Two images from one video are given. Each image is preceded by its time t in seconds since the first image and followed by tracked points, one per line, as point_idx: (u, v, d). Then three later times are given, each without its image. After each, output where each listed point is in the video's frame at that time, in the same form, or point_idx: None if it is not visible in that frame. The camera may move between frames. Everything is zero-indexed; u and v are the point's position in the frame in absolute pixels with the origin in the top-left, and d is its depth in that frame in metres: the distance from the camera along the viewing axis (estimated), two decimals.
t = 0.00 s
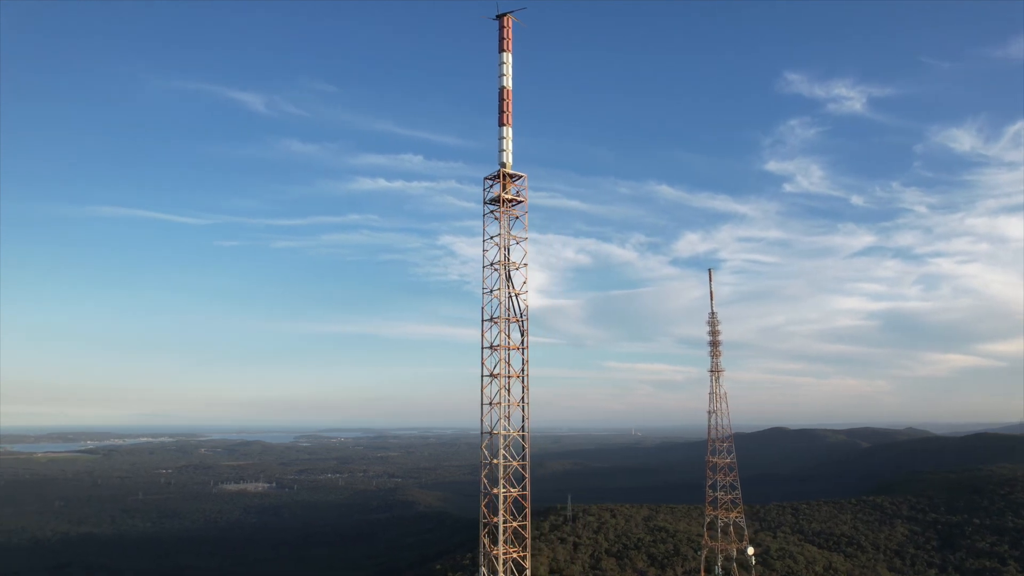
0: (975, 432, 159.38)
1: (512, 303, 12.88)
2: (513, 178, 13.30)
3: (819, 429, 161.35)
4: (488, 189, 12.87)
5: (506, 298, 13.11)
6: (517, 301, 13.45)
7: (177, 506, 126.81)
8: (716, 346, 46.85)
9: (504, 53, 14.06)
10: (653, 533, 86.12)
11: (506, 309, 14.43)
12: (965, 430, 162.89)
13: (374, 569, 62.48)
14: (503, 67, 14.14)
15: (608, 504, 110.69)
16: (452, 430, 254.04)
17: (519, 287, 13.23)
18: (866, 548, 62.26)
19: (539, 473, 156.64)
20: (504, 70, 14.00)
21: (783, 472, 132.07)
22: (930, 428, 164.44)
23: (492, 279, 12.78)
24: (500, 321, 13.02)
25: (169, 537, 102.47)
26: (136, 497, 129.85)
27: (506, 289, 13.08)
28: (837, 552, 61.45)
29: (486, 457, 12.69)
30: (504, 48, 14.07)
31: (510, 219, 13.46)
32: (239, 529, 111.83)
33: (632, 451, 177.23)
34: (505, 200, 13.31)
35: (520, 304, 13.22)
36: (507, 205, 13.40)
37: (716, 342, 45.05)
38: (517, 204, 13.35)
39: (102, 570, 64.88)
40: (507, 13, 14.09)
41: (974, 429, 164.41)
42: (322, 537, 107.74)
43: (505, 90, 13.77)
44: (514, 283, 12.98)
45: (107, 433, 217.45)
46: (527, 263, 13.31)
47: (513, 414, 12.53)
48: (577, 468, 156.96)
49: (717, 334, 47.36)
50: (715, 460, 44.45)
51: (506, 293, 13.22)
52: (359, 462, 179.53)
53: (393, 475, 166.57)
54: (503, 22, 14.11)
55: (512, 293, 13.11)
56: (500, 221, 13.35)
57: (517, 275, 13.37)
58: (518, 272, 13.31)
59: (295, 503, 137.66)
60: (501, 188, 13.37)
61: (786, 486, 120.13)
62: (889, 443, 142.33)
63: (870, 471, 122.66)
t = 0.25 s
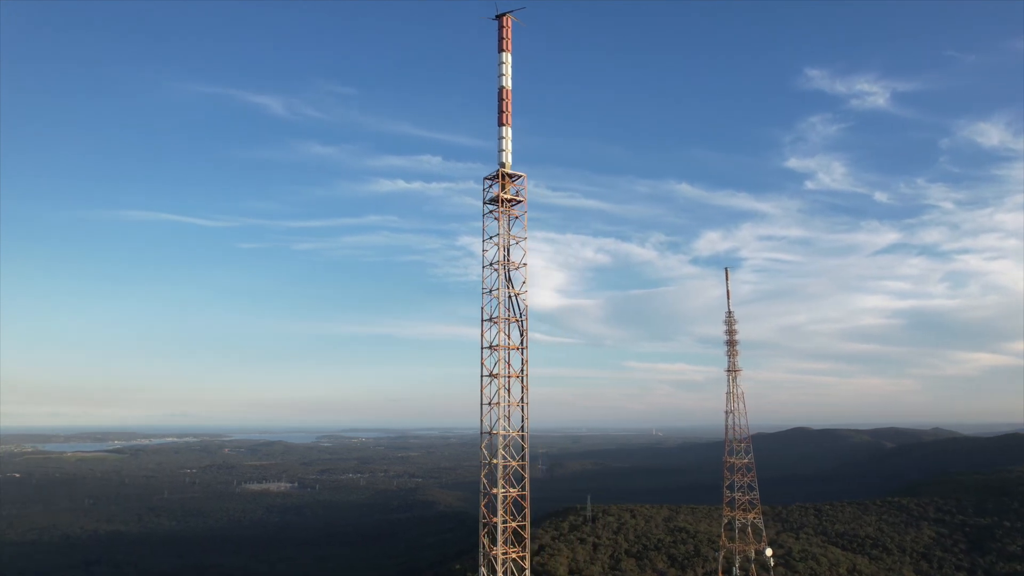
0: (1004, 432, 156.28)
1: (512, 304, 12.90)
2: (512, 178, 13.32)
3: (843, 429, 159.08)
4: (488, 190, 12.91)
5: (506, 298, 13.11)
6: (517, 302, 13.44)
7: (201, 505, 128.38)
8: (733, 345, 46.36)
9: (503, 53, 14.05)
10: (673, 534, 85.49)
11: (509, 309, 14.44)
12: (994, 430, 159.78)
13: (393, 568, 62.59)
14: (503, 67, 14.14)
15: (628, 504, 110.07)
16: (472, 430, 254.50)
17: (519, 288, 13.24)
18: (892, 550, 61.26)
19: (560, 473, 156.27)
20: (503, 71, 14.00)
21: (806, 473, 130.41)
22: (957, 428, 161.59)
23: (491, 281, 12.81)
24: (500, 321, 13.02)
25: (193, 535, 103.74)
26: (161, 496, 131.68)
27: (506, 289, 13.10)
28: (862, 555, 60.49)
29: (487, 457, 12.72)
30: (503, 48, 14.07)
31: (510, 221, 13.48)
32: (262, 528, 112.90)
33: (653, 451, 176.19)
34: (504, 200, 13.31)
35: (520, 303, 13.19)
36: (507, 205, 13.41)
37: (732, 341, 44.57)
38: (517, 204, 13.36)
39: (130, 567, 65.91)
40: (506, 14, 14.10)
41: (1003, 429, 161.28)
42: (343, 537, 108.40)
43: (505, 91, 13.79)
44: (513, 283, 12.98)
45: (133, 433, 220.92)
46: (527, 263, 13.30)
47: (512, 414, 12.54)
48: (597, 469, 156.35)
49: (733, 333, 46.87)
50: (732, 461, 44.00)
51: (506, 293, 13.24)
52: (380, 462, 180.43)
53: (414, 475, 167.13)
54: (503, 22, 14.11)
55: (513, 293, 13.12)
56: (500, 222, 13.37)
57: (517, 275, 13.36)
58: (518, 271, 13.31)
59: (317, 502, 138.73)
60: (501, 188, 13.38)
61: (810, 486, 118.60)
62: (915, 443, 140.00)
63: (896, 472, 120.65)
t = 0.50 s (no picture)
0: None
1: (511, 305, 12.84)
2: (511, 178, 13.29)
3: (872, 429, 156.49)
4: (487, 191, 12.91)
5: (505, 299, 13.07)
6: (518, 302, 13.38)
7: (229, 504, 130.08)
8: (752, 344, 45.82)
9: (502, 52, 14.02)
10: (697, 535, 84.69)
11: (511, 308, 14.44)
12: None
13: (415, 568, 62.92)
14: (502, 66, 14.10)
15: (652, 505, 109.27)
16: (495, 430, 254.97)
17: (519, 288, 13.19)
18: (923, 553, 60.08)
19: (583, 473, 155.74)
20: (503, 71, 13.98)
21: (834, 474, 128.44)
22: (990, 428, 158.18)
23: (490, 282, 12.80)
24: (500, 321, 13.00)
25: (221, 534, 105.14)
26: (190, 495, 133.69)
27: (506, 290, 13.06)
28: (891, 557, 59.41)
29: (486, 457, 12.73)
30: (503, 48, 14.04)
31: (511, 220, 13.43)
32: (288, 527, 114.09)
33: (678, 451, 174.87)
34: (504, 200, 13.28)
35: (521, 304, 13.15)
36: (507, 205, 13.38)
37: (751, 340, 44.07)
38: (518, 204, 13.31)
39: (158, 564, 67.15)
40: (505, 13, 14.09)
41: None
42: (368, 536, 109.10)
43: (504, 91, 13.76)
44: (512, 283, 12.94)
45: (163, 433, 224.83)
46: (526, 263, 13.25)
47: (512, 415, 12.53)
48: (621, 469, 155.51)
49: (753, 331, 46.35)
50: (752, 462, 43.50)
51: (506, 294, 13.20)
52: (404, 462, 181.39)
53: (438, 475, 167.79)
54: (502, 22, 14.09)
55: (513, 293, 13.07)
56: (500, 221, 13.33)
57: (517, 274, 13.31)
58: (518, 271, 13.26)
59: (342, 502, 139.86)
60: (501, 189, 13.35)
61: (837, 487, 116.85)
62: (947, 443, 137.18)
63: (927, 473, 118.31)
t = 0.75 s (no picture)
0: None
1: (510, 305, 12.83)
2: (511, 178, 13.28)
3: (898, 429, 154.10)
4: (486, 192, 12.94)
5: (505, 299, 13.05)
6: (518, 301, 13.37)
7: (252, 503, 131.56)
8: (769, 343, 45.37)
9: (502, 52, 14.01)
10: (719, 536, 83.96)
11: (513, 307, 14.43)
12: None
13: (434, 568, 63.06)
14: (502, 66, 14.10)
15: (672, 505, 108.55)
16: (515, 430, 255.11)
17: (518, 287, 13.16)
18: (950, 556, 58.99)
19: (604, 473, 155.24)
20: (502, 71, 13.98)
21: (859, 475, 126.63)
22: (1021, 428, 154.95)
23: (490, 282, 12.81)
24: (500, 321, 12.99)
25: (245, 533, 106.36)
26: (214, 495, 135.43)
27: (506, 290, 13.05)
28: (917, 560, 58.37)
29: (486, 457, 12.74)
30: (503, 48, 14.04)
31: (510, 220, 13.42)
32: (311, 527, 115.10)
33: (699, 451, 173.61)
34: (503, 200, 13.27)
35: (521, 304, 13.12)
36: (507, 205, 13.37)
37: (768, 338, 43.66)
38: (518, 203, 13.30)
39: (183, 562, 68.07)
40: (505, 14, 14.11)
41: None
42: (390, 536, 109.75)
43: (503, 90, 13.77)
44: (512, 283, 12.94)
45: (188, 433, 228.00)
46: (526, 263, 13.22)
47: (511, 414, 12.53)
48: (642, 469, 154.74)
49: (770, 331, 45.93)
50: (770, 462, 43.01)
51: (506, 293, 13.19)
52: (425, 462, 182.11)
53: (458, 475, 168.22)
54: (501, 22, 14.11)
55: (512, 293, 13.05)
56: (500, 222, 13.33)
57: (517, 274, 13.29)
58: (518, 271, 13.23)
59: (364, 502, 140.88)
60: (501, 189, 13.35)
61: (862, 488, 115.23)
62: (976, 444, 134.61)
63: (955, 474, 116.18)
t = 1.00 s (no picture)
0: None
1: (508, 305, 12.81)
2: (509, 178, 13.26)
3: (929, 430, 151.18)
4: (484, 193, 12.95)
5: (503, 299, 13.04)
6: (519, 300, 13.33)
7: (278, 503, 132.98)
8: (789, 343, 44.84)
9: (502, 52, 14.00)
10: (743, 537, 82.93)
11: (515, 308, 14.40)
12: None
13: (456, 568, 63.10)
14: (502, 66, 14.10)
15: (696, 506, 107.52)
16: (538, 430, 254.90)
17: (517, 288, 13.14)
18: (984, 559, 57.65)
19: (628, 474, 154.43)
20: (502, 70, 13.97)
21: (888, 476, 124.37)
22: None
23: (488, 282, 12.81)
24: (498, 321, 12.97)
25: (271, 532, 107.53)
26: (242, 494, 137.13)
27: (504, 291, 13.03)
28: (949, 564, 57.14)
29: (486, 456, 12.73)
30: (502, 48, 14.03)
31: (510, 220, 13.41)
32: (336, 526, 116.05)
33: (724, 452, 171.95)
34: (502, 199, 13.25)
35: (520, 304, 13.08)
36: (506, 204, 13.34)
37: (788, 337, 43.16)
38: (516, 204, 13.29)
39: (211, 560, 69.02)
40: (504, 13, 14.10)
41: None
42: (414, 536, 110.25)
43: (502, 90, 13.76)
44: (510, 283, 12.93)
45: (216, 433, 231.19)
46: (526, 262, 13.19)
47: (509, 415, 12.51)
48: (666, 470, 153.63)
49: (790, 330, 45.39)
50: (791, 462, 42.49)
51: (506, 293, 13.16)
52: (449, 462, 182.67)
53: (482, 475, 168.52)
54: (501, 22, 14.11)
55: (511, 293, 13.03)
56: (499, 221, 13.32)
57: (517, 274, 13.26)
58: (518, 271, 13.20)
59: (389, 502, 141.79)
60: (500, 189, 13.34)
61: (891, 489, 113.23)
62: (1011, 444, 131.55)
63: (988, 475, 113.63)
